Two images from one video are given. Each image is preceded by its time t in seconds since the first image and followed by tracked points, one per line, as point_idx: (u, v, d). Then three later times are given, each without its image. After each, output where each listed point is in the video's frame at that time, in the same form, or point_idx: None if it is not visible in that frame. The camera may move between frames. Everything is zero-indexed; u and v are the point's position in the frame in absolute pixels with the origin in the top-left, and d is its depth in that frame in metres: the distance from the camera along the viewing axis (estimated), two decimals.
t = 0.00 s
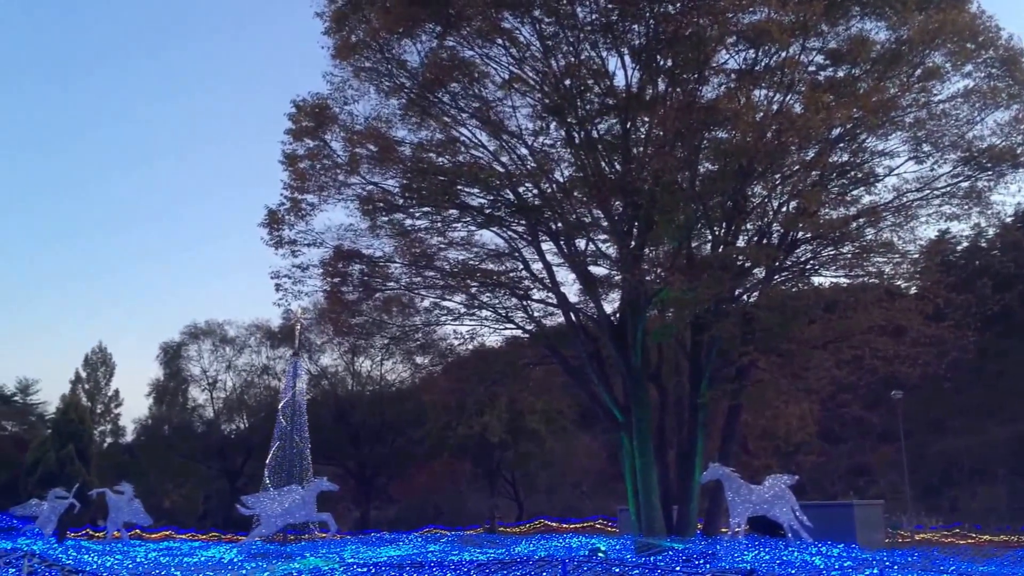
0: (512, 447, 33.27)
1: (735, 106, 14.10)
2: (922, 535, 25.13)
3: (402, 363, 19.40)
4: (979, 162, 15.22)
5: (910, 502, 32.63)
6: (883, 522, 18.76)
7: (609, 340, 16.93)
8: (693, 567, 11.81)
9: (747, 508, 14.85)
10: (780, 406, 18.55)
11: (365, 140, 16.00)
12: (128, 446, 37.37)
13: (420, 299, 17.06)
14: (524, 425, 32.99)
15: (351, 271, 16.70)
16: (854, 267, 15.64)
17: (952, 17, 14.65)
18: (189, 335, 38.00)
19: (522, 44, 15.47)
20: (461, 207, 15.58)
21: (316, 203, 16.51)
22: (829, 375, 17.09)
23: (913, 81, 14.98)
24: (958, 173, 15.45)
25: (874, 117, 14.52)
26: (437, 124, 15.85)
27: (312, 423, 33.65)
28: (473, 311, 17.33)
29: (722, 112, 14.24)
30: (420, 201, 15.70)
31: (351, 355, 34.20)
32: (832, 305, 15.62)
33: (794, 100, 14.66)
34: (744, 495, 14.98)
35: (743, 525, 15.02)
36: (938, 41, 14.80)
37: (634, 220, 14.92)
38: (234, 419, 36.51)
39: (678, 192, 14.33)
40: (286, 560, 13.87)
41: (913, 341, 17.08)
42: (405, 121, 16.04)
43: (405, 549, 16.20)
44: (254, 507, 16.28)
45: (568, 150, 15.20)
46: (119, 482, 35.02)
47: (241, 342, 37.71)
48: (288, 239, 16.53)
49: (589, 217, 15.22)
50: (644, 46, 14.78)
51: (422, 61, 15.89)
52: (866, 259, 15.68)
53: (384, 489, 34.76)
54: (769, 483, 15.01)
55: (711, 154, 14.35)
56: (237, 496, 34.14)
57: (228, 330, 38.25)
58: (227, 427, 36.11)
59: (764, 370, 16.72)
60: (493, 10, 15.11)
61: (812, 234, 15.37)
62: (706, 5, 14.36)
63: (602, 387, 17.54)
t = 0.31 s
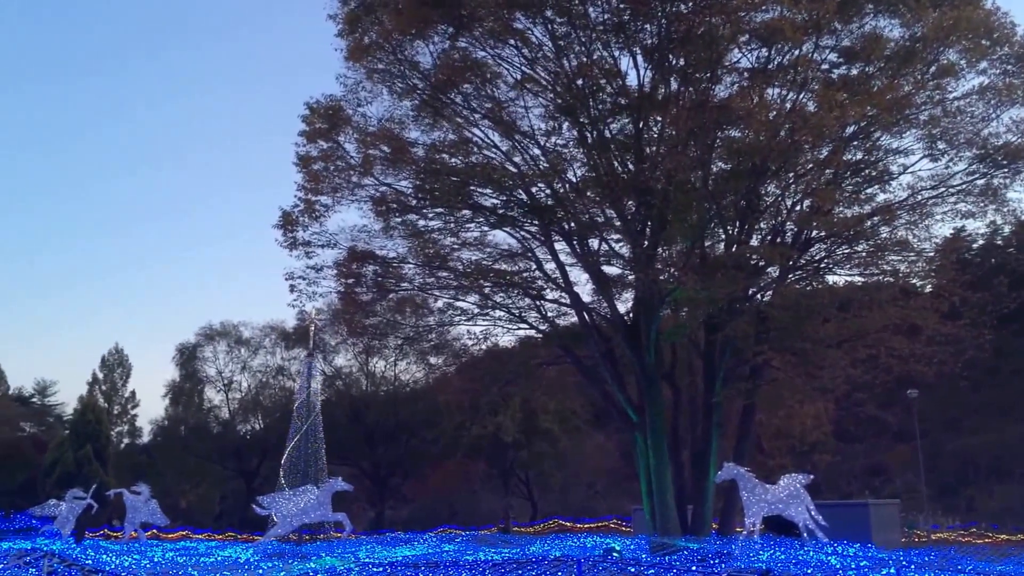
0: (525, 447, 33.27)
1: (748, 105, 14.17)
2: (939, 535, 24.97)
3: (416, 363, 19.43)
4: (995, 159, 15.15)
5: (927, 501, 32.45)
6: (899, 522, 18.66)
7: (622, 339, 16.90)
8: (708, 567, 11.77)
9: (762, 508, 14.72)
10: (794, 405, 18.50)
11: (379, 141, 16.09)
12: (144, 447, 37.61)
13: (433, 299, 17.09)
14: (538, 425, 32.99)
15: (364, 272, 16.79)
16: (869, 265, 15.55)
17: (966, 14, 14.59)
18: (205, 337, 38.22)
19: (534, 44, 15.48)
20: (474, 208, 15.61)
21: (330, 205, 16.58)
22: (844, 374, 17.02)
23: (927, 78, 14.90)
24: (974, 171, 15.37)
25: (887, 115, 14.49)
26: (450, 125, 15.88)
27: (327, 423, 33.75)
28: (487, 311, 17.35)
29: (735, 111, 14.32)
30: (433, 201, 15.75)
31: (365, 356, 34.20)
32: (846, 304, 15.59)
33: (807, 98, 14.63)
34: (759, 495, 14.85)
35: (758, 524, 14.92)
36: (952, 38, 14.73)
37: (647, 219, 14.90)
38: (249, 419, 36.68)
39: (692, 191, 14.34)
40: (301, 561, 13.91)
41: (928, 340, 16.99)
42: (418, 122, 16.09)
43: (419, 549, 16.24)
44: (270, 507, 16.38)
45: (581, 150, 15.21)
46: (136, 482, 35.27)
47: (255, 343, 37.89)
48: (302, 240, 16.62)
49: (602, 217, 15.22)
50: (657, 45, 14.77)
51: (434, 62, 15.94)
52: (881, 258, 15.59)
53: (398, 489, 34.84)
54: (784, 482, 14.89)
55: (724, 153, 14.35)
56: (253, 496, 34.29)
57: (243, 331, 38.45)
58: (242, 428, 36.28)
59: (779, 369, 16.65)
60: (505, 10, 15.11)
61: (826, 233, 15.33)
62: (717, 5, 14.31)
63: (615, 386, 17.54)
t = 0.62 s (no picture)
0: (539, 447, 33.26)
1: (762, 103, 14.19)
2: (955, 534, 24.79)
3: (429, 363, 19.46)
4: (1011, 156, 15.06)
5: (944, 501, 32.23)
6: (915, 522, 18.56)
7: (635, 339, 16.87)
8: (723, 567, 11.72)
9: (778, 508, 14.62)
10: (809, 404, 18.43)
11: (392, 142, 16.16)
12: (160, 448, 37.79)
13: (447, 300, 17.12)
14: (553, 425, 32.97)
15: (378, 272, 16.85)
16: (885, 263, 15.46)
17: (981, 11, 14.49)
18: (219, 338, 38.40)
19: (547, 45, 15.49)
20: (487, 208, 15.63)
21: (343, 206, 16.65)
22: (859, 372, 16.96)
23: (942, 76, 14.81)
24: (989, 168, 15.29)
25: (902, 113, 14.44)
26: (463, 126, 15.91)
27: (340, 424, 33.82)
28: (500, 311, 17.36)
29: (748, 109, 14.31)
30: (446, 202, 15.77)
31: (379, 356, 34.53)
32: (861, 302, 15.49)
33: (821, 96, 14.60)
34: (774, 495, 14.73)
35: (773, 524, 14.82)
36: (967, 35, 14.64)
37: (659, 219, 14.87)
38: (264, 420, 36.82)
39: (705, 190, 14.32)
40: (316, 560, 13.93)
41: (944, 338, 16.89)
42: (431, 123, 16.13)
43: (434, 548, 16.25)
44: (285, 508, 16.43)
45: (593, 149, 15.20)
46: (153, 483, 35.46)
47: (270, 344, 38.05)
48: (316, 241, 16.69)
49: (615, 217, 15.20)
50: (669, 45, 14.77)
51: (447, 64, 15.98)
52: (896, 256, 15.52)
53: (413, 489, 34.89)
54: (799, 481, 14.79)
55: (738, 153, 14.32)
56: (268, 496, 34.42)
57: (257, 333, 38.62)
58: (258, 429, 36.44)
59: (793, 368, 16.77)
60: (516, 11, 15.12)
61: (841, 232, 15.24)
62: (730, 3, 14.36)
63: (629, 386, 17.51)
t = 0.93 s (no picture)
0: (553, 447, 33.23)
1: (775, 103, 14.18)
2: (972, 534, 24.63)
3: (443, 364, 19.49)
4: None
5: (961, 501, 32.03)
6: (931, 522, 18.46)
7: (649, 339, 16.84)
8: (738, 568, 11.68)
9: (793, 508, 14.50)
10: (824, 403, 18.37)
11: (405, 144, 16.19)
12: (176, 449, 37.97)
13: (460, 301, 17.15)
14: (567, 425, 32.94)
15: (392, 274, 16.91)
16: (900, 261, 15.40)
17: (996, 7, 14.40)
18: (234, 339, 38.56)
19: (559, 45, 15.47)
20: (500, 209, 15.64)
21: (357, 208, 16.71)
22: (874, 372, 16.88)
23: (957, 74, 14.72)
24: (1005, 166, 15.20)
25: (917, 110, 14.38)
26: (476, 127, 15.93)
27: (355, 425, 33.90)
28: (513, 312, 17.37)
29: (761, 108, 14.27)
30: (459, 203, 15.80)
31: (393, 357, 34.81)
32: (876, 302, 15.41)
33: (835, 95, 14.54)
34: (789, 495, 14.61)
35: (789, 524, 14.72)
36: (982, 32, 14.54)
37: (672, 218, 14.85)
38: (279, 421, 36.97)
39: (718, 189, 14.30)
40: (330, 561, 13.97)
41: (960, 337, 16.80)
42: (443, 124, 16.16)
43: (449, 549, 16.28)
44: (300, 508, 16.48)
45: (606, 150, 15.18)
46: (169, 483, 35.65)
47: (285, 346, 38.20)
48: (330, 243, 16.75)
49: (627, 217, 15.19)
50: (681, 44, 14.74)
51: (459, 65, 16.01)
52: (912, 255, 15.44)
53: (427, 490, 34.94)
54: (815, 481, 14.68)
55: (751, 152, 14.28)
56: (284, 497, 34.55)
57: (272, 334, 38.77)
58: (273, 430, 36.60)
59: (808, 367, 16.72)
60: (529, 12, 15.13)
61: (855, 230, 15.21)
62: (743, 2, 14.36)
63: (643, 386, 17.48)
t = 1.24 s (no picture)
0: (567, 447, 33.14)
1: (789, 102, 14.16)
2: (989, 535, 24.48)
3: (456, 365, 19.51)
4: None
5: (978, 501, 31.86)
6: (947, 522, 18.35)
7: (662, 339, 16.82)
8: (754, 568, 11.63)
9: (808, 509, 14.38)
10: (839, 403, 18.30)
11: (417, 145, 16.22)
12: (192, 449, 38.15)
13: (473, 302, 17.16)
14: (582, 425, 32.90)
15: (405, 275, 16.95)
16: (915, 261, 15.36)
17: (1012, 5, 14.33)
18: (249, 341, 38.72)
19: (571, 46, 15.48)
20: (513, 210, 15.65)
21: (370, 210, 16.76)
22: (890, 372, 16.79)
23: (971, 71, 14.64)
24: (1021, 164, 15.09)
25: (932, 109, 14.32)
26: (488, 128, 15.93)
27: (369, 426, 34.00)
28: (527, 312, 17.36)
29: (774, 108, 14.22)
30: (472, 204, 15.83)
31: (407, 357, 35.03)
32: (891, 301, 15.31)
33: (849, 94, 14.51)
34: (804, 495, 14.50)
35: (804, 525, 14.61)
36: (997, 29, 14.48)
37: (686, 218, 14.80)
38: (294, 422, 37.10)
39: (731, 189, 14.28)
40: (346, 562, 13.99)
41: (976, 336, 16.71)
42: (456, 126, 16.16)
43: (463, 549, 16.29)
44: (315, 509, 16.52)
45: (619, 150, 15.11)
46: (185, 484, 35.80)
47: (299, 347, 38.34)
48: (343, 245, 16.82)
49: (640, 217, 15.11)
50: (694, 44, 14.71)
51: (472, 66, 16.04)
52: (927, 254, 15.41)
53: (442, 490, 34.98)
54: (830, 482, 14.57)
55: (764, 151, 14.25)
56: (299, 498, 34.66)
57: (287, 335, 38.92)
58: (287, 431, 36.75)
59: (822, 367, 16.66)
60: (540, 12, 15.13)
61: (869, 230, 15.16)
62: (756, 1, 14.34)
63: (658, 386, 17.44)
